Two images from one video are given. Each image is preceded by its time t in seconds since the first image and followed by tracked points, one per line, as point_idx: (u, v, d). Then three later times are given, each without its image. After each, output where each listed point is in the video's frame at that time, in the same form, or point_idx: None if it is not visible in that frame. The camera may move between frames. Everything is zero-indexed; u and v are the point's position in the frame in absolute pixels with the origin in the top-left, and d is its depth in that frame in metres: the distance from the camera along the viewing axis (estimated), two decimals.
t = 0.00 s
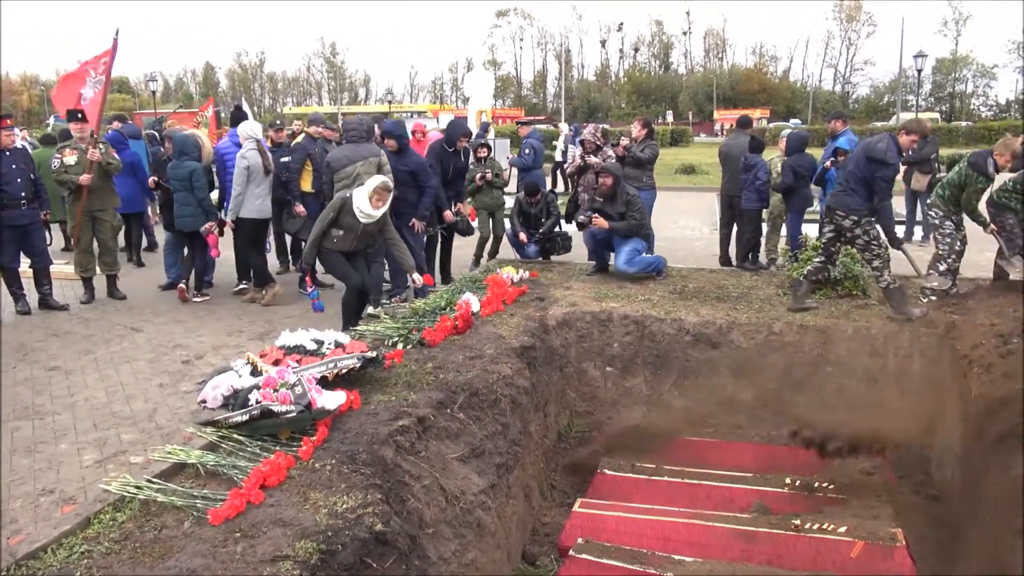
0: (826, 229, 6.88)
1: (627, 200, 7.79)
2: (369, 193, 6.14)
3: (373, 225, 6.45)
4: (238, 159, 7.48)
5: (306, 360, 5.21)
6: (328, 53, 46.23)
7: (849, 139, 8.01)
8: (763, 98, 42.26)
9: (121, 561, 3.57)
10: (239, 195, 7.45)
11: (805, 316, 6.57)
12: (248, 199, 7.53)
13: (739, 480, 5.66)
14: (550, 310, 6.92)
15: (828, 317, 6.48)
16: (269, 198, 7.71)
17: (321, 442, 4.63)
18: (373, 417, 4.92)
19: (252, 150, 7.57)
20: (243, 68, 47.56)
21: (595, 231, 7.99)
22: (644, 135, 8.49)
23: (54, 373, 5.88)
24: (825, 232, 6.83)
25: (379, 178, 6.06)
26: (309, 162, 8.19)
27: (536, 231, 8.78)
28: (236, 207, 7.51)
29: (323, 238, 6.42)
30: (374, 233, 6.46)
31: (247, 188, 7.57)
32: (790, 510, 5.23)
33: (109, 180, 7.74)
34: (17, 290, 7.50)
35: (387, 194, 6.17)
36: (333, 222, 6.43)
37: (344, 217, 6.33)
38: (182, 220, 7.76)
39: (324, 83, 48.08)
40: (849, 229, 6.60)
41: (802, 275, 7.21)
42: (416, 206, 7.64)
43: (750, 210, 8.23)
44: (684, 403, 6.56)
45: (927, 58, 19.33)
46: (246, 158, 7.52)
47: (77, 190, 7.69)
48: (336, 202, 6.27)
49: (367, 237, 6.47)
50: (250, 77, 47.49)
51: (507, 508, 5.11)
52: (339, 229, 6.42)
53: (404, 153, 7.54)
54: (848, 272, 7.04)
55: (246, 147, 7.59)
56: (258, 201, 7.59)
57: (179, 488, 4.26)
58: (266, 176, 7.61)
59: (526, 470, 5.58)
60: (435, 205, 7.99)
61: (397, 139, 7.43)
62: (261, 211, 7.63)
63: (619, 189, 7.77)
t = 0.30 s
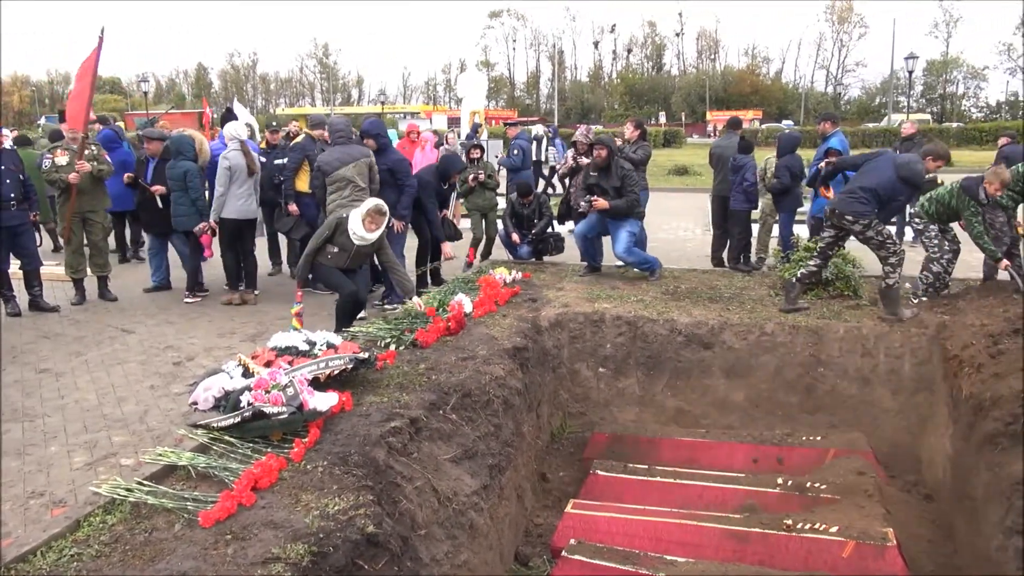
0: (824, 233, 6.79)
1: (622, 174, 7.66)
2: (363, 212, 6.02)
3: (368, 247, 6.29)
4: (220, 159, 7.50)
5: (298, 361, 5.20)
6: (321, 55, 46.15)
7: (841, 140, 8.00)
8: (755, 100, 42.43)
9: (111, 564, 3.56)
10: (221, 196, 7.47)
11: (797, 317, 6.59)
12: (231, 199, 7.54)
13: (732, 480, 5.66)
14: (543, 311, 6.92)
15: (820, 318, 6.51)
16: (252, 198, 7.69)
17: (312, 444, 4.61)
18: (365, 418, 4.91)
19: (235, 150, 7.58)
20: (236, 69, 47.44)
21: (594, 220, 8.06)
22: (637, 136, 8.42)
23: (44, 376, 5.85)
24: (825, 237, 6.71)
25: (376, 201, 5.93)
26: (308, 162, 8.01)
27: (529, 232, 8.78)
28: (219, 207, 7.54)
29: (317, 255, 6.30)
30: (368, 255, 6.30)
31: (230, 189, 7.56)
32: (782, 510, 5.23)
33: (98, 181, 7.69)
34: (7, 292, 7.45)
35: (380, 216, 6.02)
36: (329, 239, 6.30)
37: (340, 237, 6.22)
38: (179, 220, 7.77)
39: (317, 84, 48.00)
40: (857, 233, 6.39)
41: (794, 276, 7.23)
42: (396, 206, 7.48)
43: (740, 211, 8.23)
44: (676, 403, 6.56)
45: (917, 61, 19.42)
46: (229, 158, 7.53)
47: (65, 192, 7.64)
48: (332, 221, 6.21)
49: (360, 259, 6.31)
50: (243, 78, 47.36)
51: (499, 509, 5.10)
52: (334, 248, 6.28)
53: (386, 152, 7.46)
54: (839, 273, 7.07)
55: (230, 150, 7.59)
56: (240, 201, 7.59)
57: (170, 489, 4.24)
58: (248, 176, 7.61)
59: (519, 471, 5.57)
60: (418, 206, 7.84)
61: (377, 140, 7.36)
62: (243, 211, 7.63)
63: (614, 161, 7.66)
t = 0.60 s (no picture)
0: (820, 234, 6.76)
1: (621, 148, 7.55)
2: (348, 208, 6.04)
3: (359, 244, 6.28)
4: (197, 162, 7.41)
5: (289, 362, 5.18)
6: (313, 55, 46.05)
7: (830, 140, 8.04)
8: (747, 100, 42.62)
9: (100, 567, 3.54)
10: (198, 199, 7.40)
11: (788, 316, 6.60)
12: (208, 202, 7.43)
13: (725, 479, 5.65)
14: (535, 312, 6.92)
15: (811, 318, 6.52)
16: (232, 199, 7.57)
17: (303, 446, 4.60)
18: (357, 419, 4.91)
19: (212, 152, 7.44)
20: (227, 69, 47.31)
21: (593, 208, 7.89)
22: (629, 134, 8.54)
23: (32, 378, 5.81)
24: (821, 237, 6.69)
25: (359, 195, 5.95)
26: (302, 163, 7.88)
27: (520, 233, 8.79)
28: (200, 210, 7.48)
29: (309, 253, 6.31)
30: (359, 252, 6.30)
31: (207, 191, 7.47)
32: (774, 508, 5.23)
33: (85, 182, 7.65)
34: None
35: (365, 210, 6.03)
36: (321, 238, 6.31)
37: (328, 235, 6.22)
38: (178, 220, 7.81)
39: (308, 84, 47.90)
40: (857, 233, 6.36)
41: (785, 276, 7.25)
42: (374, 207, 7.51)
43: (729, 211, 8.27)
44: (668, 404, 6.57)
45: (906, 61, 19.53)
46: (204, 160, 7.42)
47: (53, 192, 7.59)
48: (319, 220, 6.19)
49: (352, 256, 6.31)
50: (235, 78, 47.22)
51: (491, 510, 5.09)
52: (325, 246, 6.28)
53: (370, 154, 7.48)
54: (830, 273, 7.11)
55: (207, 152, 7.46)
56: (218, 203, 7.49)
57: (159, 492, 4.21)
58: (226, 177, 7.47)
59: (511, 472, 5.56)
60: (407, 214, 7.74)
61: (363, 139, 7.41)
62: (222, 213, 7.51)
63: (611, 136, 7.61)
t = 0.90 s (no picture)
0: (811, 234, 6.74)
1: (622, 129, 7.53)
2: (323, 173, 6.17)
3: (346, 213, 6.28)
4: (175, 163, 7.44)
5: (280, 363, 5.17)
6: (303, 55, 45.92)
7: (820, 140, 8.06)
8: (737, 100, 42.78)
9: (89, 570, 3.51)
10: (177, 200, 7.45)
11: (779, 316, 6.62)
12: (187, 202, 7.42)
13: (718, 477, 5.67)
14: (526, 311, 6.91)
15: (802, 317, 6.54)
16: (211, 198, 7.53)
17: (294, 447, 4.58)
18: (348, 420, 4.89)
19: (188, 152, 7.43)
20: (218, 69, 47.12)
21: (599, 198, 7.84)
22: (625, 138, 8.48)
23: (20, 380, 5.76)
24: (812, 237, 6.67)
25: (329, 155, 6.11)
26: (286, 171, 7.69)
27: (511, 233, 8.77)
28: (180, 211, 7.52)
29: (300, 231, 6.33)
30: (346, 226, 6.30)
31: (185, 191, 7.47)
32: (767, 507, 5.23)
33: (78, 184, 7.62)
34: None
35: (340, 170, 6.15)
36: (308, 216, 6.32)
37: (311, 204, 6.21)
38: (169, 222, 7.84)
39: (299, 84, 47.79)
40: (847, 234, 6.40)
41: (777, 275, 7.26)
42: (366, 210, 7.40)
43: (719, 209, 8.27)
44: (660, 403, 6.58)
45: (895, 61, 19.60)
46: (180, 161, 7.44)
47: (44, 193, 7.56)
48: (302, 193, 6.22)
49: (342, 229, 6.28)
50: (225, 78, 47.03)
51: (483, 510, 5.07)
52: (313, 221, 6.24)
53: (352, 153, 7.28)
54: (820, 272, 7.14)
55: (184, 153, 7.48)
56: (196, 202, 7.48)
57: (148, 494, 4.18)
58: (202, 177, 7.45)
59: (503, 472, 5.55)
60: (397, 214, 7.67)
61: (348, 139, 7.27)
62: (200, 212, 7.48)
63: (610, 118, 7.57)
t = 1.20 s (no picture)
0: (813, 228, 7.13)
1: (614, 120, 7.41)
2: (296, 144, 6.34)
3: (319, 186, 6.42)
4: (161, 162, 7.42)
5: (271, 362, 5.17)
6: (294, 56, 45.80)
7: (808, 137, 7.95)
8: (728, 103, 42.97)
9: (77, 571, 3.49)
10: (164, 199, 7.42)
11: (769, 316, 6.93)
12: (173, 200, 7.39)
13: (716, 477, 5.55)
14: (518, 310, 7.05)
15: (793, 317, 6.83)
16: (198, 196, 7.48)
17: (285, 447, 4.56)
18: (340, 420, 4.92)
19: (172, 151, 7.39)
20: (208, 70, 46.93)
21: (595, 197, 8.07)
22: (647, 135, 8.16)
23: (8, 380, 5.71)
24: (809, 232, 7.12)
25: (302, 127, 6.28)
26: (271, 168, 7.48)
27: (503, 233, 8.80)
28: (168, 211, 7.50)
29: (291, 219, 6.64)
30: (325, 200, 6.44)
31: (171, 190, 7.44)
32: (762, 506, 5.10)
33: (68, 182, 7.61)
34: None
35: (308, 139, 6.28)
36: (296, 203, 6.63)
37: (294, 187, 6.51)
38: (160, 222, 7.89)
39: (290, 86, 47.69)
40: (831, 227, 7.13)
41: (767, 275, 7.43)
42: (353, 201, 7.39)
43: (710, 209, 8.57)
44: (651, 402, 6.61)
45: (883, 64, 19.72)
46: (164, 160, 7.42)
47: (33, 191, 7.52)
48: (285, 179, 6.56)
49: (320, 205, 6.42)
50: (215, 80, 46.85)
51: (476, 510, 5.01)
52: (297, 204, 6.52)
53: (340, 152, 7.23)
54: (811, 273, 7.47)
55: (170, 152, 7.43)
56: (182, 200, 7.43)
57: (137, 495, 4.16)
58: (185, 176, 7.38)
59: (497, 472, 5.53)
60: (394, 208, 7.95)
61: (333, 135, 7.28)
62: (186, 210, 7.45)
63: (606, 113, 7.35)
